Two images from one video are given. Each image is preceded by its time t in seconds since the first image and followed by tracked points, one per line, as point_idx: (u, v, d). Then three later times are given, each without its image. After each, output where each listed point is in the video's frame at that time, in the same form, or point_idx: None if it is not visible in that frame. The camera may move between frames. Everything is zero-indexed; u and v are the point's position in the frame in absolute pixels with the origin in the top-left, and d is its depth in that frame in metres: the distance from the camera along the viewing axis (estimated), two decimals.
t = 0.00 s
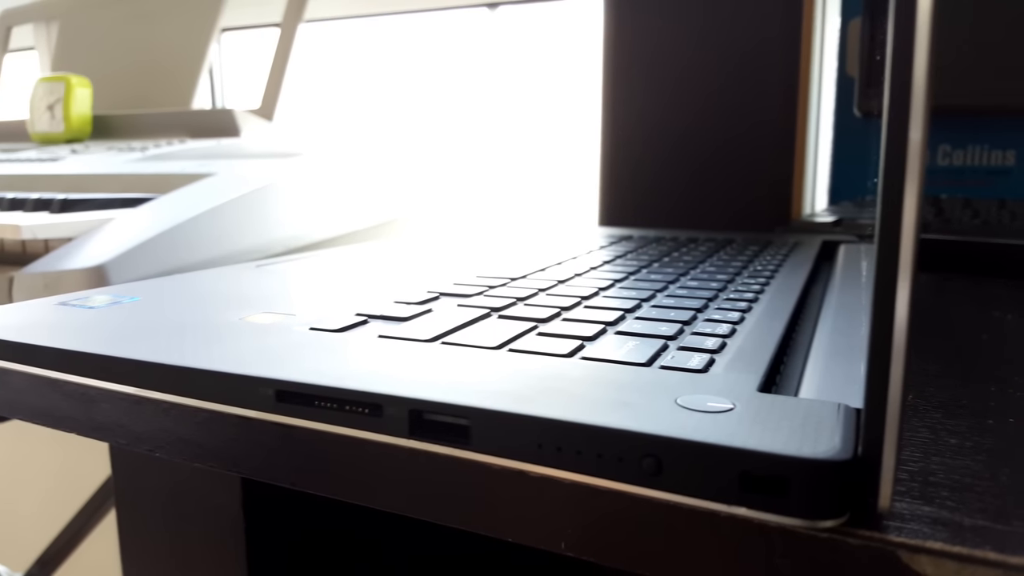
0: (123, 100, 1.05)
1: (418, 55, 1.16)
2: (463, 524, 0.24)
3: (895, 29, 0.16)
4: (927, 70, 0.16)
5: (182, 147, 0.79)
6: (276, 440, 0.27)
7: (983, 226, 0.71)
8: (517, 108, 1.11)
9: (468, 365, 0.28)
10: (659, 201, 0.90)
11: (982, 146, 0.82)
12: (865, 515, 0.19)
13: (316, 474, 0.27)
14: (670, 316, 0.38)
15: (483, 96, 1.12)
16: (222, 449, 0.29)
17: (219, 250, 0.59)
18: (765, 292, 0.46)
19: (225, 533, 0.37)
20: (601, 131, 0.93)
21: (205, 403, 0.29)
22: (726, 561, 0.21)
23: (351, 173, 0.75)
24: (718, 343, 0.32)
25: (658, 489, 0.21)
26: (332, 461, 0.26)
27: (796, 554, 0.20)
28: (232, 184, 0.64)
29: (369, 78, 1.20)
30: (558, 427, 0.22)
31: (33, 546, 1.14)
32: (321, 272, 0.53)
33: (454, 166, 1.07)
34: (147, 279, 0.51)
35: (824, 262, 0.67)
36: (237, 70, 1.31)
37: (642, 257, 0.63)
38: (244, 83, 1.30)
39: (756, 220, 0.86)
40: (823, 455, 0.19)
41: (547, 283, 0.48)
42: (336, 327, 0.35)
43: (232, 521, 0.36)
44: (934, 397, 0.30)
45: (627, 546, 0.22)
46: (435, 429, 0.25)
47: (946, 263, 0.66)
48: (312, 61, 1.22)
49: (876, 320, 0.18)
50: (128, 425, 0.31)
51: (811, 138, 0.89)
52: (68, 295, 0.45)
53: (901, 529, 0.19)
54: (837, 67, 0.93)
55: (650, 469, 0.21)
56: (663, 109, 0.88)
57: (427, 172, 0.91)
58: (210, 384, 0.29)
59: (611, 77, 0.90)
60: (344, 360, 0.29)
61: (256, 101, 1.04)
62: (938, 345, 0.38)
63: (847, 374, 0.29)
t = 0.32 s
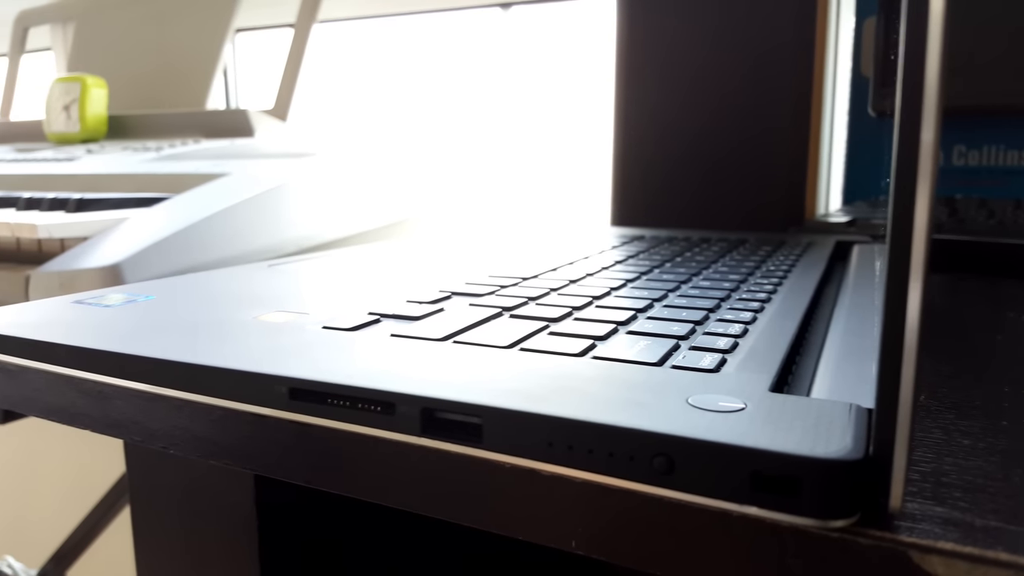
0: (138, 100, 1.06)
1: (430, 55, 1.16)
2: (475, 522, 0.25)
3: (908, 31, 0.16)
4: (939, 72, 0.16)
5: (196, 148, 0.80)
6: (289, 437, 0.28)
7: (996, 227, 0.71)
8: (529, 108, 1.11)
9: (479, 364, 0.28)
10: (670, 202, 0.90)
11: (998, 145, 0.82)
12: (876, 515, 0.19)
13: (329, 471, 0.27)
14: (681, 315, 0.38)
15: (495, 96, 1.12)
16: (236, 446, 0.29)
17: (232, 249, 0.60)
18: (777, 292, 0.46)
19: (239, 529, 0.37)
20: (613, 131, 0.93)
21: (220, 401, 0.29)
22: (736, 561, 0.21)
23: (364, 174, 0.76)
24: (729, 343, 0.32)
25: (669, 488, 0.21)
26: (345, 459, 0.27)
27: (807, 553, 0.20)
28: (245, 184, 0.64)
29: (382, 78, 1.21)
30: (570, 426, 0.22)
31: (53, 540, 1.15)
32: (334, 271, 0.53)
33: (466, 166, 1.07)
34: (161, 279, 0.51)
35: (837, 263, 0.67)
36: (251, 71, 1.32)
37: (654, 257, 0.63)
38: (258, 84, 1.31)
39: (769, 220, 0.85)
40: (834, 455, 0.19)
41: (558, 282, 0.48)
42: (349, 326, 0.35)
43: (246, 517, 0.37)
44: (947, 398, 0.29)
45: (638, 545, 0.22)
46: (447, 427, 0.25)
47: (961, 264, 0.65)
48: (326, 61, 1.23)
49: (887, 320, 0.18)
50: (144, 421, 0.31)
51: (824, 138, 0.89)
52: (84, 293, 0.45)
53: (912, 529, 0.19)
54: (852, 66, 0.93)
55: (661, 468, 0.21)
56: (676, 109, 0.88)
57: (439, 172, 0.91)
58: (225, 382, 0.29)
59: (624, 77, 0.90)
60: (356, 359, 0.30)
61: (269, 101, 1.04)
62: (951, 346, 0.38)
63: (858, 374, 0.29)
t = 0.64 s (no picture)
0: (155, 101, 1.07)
1: (444, 55, 1.16)
2: (487, 519, 0.25)
3: (921, 30, 0.16)
4: (953, 70, 0.16)
5: (212, 148, 0.80)
6: (303, 434, 0.28)
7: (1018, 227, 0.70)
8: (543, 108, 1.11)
9: (491, 363, 0.29)
10: (684, 201, 0.90)
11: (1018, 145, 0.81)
12: (889, 515, 0.19)
13: (342, 468, 0.27)
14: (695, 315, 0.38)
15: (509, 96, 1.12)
16: (251, 443, 0.29)
17: (247, 248, 0.60)
18: (791, 293, 0.46)
19: (253, 526, 0.37)
20: (627, 130, 0.92)
21: (235, 398, 0.29)
22: (747, 560, 0.21)
23: (378, 174, 0.76)
24: (742, 343, 0.32)
25: (681, 487, 0.21)
26: (358, 456, 0.27)
27: (819, 552, 0.20)
28: (260, 184, 0.64)
29: (396, 78, 1.21)
30: (581, 425, 0.23)
31: (72, 534, 1.16)
32: (347, 270, 0.53)
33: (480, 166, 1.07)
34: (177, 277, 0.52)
35: (853, 263, 0.66)
36: (266, 71, 1.33)
37: (667, 257, 0.63)
38: (273, 84, 1.32)
39: (784, 221, 0.85)
40: (847, 454, 0.19)
41: (571, 282, 0.48)
42: (362, 325, 0.35)
43: (260, 515, 0.37)
44: (962, 399, 0.29)
45: (650, 544, 0.22)
46: (460, 426, 0.25)
47: (980, 267, 0.64)
48: (340, 62, 1.24)
49: (900, 320, 0.18)
50: (159, 418, 0.32)
51: (840, 138, 0.88)
52: (101, 292, 0.46)
53: (926, 529, 0.19)
54: (869, 66, 0.92)
55: (672, 468, 0.21)
56: (690, 108, 0.88)
57: (452, 172, 0.92)
58: (240, 380, 0.29)
59: (638, 76, 0.90)
60: (369, 357, 0.30)
61: (284, 101, 1.05)
62: (968, 347, 0.38)
63: (872, 374, 0.29)
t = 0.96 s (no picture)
0: (169, 101, 1.08)
1: (457, 55, 1.17)
2: (498, 517, 0.25)
3: (934, 30, 0.16)
4: (966, 71, 0.16)
5: (227, 148, 0.81)
6: (315, 431, 0.28)
7: None
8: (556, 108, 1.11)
9: (503, 362, 0.29)
10: (697, 201, 0.90)
11: None
12: (900, 515, 0.19)
13: (354, 466, 0.27)
14: (707, 315, 0.38)
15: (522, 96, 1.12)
16: (264, 440, 0.30)
17: (261, 248, 0.61)
18: (805, 293, 0.45)
19: (265, 524, 0.38)
20: (640, 130, 0.92)
21: (248, 396, 0.30)
22: (758, 559, 0.21)
23: (391, 174, 0.77)
24: (755, 343, 0.32)
25: (691, 485, 0.21)
26: (369, 453, 0.27)
27: (830, 552, 0.19)
28: (274, 184, 0.65)
29: (410, 78, 1.21)
30: (592, 423, 0.23)
31: (86, 530, 1.17)
32: (360, 270, 0.54)
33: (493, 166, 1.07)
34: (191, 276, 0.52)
35: (868, 264, 0.66)
36: (281, 72, 1.34)
37: (680, 257, 0.63)
38: (288, 85, 1.33)
39: (798, 221, 0.85)
40: (859, 454, 0.19)
41: (583, 282, 0.48)
42: (376, 324, 0.36)
43: (273, 512, 0.37)
44: (976, 400, 0.29)
45: (661, 543, 0.22)
46: (471, 423, 0.25)
47: (998, 268, 0.64)
48: (354, 62, 1.24)
49: (912, 320, 0.18)
50: (174, 416, 0.32)
51: (855, 137, 0.87)
52: (117, 291, 0.46)
53: (938, 530, 0.19)
54: (884, 65, 0.91)
55: (683, 466, 0.21)
56: (703, 108, 0.88)
57: (465, 171, 0.92)
58: (253, 377, 0.30)
59: (651, 76, 0.90)
60: (381, 356, 0.30)
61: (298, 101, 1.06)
62: (983, 348, 0.37)
63: (886, 374, 0.29)
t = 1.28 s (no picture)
0: (183, 101, 1.09)
1: (469, 55, 1.17)
2: (509, 516, 0.25)
3: (947, 30, 0.16)
4: (979, 70, 0.16)
5: (240, 148, 0.82)
6: (328, 429, 0.28)
7: None
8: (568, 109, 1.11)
9: (514, 362, 0.29)
10: (710, 201, 0.89)
11: None
12: (912, 515, 0.19)
13: (366, 464, 0.28)
14: (719, 315, 0.38)
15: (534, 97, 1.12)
16: (277, 438, 0.30)
17: (274, 248, 0.61)
18: (818, 293, 0.45)
19: (278, 521, 0.38)
20: (653, 130, 0.92)
21: (262, 394, 0.30)
22: (769, 559, 0.21)
23: (403, 174, 0.77)
24: (767, 344, 0.32)
25: (702, 485, 0.21)
26: (381, 452, 0.27)
27: (842, 552, 0.19)
28: (287, 184, 0.65)
29: (422, 78, 1.22)
30: (604, 423, 0.23)
31: (98, 528, 1.19)
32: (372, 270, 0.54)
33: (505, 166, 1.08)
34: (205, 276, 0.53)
35: (881, 264, 0.65)
36: (294, 72, 1.35)
37: (693, 257, 0.63)
38: (301, 85, 1.34)
39: (812, 222, 0.84)
40: (871, 454, 0.19)
41: (595, 282, 0.48)
42: (388, 323, 0.36)
43: (286, 510, 0.38)
44: (990, 401, 0.29)
45: (672, 543, 0.22)
46: (483, 422, 0.25)
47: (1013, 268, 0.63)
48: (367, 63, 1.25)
49: (924, 320, 0.18)
50: (188, 414, 0.32)
51: (869, 137, 0.87)
52: (132, 290, 0.47)
53: (950, 530, 0.19)
54: (899, 64, 0.90)
55: (694, 466, 0.21)
56: (716, 108, 0.87)
57: (477, 172, 0.92)
58: (267, 375, 0.30)
59: (664, 76, 0.90)
60: (393, 355, 0.30)
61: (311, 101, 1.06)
62: (998, 348, 0.37)
63: (898, 374, 0.29)
